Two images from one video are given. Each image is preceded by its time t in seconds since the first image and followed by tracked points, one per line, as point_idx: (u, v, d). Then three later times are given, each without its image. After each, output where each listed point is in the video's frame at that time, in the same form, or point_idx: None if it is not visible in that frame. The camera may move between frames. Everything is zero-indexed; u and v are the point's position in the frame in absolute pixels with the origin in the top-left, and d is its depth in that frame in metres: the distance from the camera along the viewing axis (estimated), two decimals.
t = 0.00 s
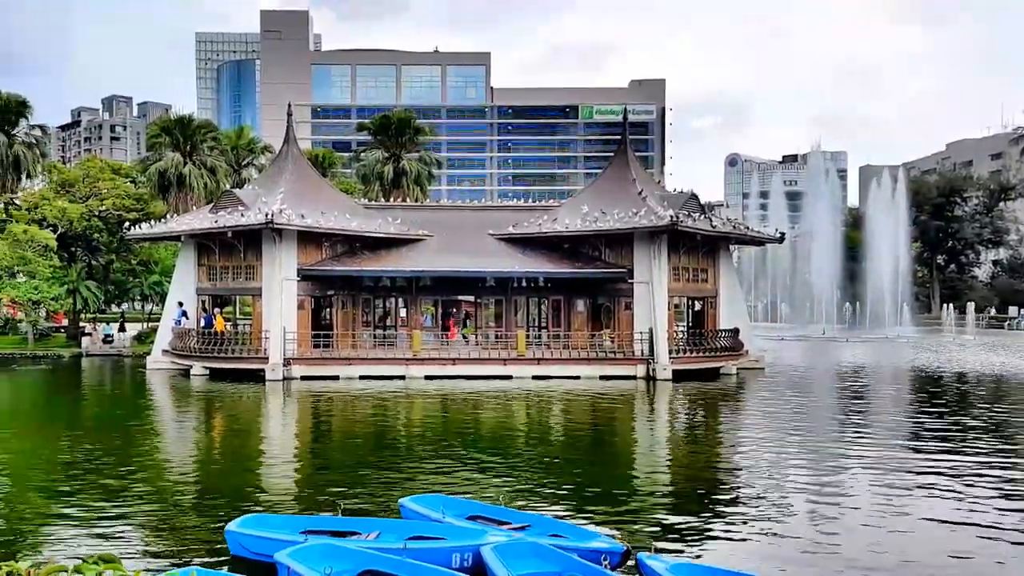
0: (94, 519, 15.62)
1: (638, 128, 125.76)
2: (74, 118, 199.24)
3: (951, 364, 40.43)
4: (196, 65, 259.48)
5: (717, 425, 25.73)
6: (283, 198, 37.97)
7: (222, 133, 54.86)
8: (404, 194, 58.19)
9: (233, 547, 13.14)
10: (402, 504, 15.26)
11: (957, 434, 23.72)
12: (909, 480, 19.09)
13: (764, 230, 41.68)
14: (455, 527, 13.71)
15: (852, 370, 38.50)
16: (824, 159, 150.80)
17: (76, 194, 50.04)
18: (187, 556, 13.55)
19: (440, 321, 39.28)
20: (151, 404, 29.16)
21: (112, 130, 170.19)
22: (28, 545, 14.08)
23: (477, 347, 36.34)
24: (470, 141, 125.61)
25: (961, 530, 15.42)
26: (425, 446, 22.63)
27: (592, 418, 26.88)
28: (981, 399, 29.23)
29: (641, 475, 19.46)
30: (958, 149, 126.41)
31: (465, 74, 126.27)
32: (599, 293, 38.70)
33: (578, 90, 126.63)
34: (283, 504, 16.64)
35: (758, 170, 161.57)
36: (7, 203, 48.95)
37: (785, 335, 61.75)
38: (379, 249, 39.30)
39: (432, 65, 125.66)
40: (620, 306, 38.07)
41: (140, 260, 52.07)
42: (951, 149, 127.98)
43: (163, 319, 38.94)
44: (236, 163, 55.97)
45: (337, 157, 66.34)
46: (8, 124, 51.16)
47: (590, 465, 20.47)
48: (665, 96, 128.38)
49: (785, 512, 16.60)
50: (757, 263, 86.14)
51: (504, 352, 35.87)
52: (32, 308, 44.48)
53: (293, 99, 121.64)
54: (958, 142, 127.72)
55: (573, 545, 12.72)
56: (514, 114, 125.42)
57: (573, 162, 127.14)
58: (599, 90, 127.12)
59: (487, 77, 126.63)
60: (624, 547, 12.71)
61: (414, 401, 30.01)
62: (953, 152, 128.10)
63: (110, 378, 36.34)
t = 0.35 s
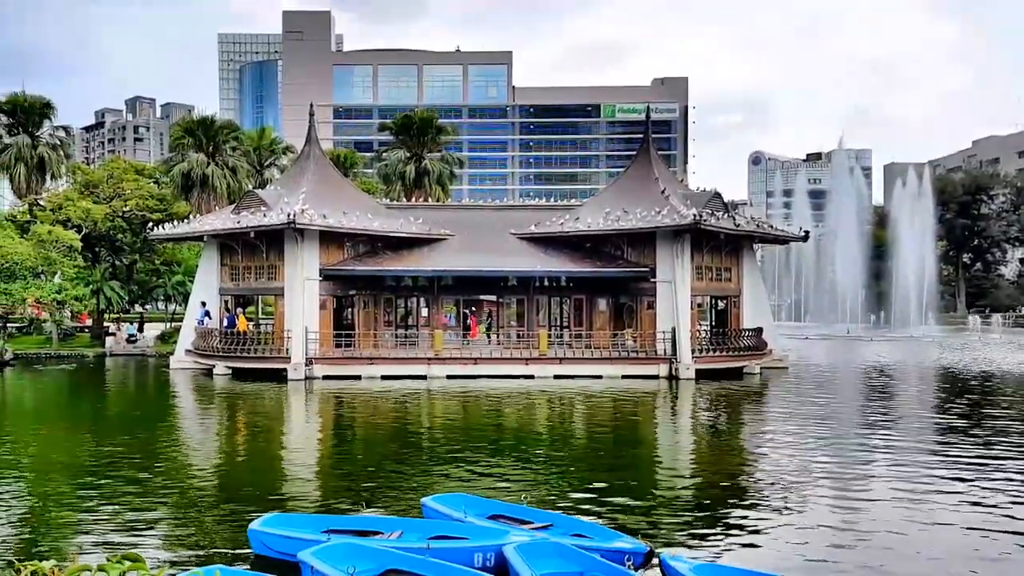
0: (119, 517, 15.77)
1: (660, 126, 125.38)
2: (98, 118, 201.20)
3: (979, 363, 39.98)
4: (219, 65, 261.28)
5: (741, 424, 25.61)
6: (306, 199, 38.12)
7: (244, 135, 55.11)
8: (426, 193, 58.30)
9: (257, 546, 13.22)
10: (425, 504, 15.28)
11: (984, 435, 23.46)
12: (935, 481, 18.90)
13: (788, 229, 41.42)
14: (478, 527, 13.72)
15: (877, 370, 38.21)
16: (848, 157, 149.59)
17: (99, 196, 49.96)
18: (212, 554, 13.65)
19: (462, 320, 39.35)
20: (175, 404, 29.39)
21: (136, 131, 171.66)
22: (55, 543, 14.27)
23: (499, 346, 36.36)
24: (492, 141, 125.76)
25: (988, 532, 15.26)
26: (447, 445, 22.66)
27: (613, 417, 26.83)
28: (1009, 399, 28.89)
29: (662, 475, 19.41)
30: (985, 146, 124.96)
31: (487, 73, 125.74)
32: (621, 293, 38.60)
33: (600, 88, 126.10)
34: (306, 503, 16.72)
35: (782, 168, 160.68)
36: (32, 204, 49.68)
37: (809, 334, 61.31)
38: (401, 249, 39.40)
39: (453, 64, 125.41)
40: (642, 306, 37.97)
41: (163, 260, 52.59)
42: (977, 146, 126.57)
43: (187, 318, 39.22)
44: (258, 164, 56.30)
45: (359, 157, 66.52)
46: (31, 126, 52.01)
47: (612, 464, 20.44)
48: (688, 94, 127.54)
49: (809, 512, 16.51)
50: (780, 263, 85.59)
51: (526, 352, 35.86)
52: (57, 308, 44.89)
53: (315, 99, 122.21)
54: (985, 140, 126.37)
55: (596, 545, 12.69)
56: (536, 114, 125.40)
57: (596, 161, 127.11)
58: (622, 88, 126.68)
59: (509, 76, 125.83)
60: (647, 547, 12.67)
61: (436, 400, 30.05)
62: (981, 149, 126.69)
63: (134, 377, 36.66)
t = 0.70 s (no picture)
0: (135, 516, 15.80)
1: (676, 124, 124.99)
2: (113, 120, 202.09)
3: (998, 362, 39.58)
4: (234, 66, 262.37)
5: (757, 424, 25.47)
6: (320, 198, 38.14)
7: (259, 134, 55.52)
8: (440, 193, 58.23)
9: (273, 545, 13.23)
10: (439, 503, 15.23)
11: (1002, 434, 23.21)
12: (952, 480, 18.72)
13: (805, 227, 41.17)
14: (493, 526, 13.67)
15: (895, 368, 37.85)
16: (864, 155, 148.60)
17: (116, 197, 49.97)
18: (229, 553, 13.65)
19: (476, 320, 39.31)
20: (192, 404, 29.47)
21: (151, 133, 172.27)
22: (72, 542, 14.29)
23: (514, 345, 36.28)
24: (506, 139, 125.61)
25: (1007, 532, 15.06)
26: (462, 445, 22.60)
27: (630, 416, 26.73)
28: None
29: (678, 475, 19.30)
30: (1003, 143, 123.92)
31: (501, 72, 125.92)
32: (637, 292, 38.43)
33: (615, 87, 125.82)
34: (321, 502, 16.70)
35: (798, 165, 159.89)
36: (49, 204, 49.94)
37: (827, 333, 60.85)
38: (415, 248, 39.41)
39: (467, 64, 125.63)
40: (657, 305, 37.81)
41: (179, 260, 52.81)
42: (995, 143, 125.51)
43: (203, 318, 39.31)
44: (273, 164, 56.42)
45: (373, 156, 66.52)
46: (48, 127, 52.51)
47: (626, 464, 20.37)
48: (703, 92, 127.04)
49: (825, 513, 16.37)
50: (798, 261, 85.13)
51: (541, 351, 35.78)
52: (73, 309, 45.09)
53: (330, 99, 122.45)
54: (1003, 137, 125.34)
55: (612, 545, 12.62)
56: (550, 113, 125.31)
57: (610, 160, 126.68)
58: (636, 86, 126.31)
59: (523, 75, 126.10)
60: (664, 547, 12.58)
61: (450, 400, 30.01)
62: (999, 146, 125.54)
63: (151, 377, 36.77)
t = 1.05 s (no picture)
0: (156, 515, 15.86)
1: (695, 122, 124.51)
2: (133, 122, 203.65)
3: None
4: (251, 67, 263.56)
5: (778, 423, 25.28)
6: (338, 198, 38.18)
7: (277, 135, 55.68)
8: (457, 192, 58.18)
9: (292, 543, 13.21)
10: (457, 502, 15.18)
11: None
12: (977, 480, 18.47)
13: (826, 226, 40.84)
14: (511, 526, 13.60)
15: (917, 367, 37.44)
16: (885, 152, 147.36)
17: (136, 198, 50.21)
18: (249, 551, 13.66)
19: (494, 319, 39.24)
20: (210, 403, 29.56)
21: (170, 134, 173.38)
22: (94, 540, 14.36)
23: (532, 345, 36.19)
24: (523, 138, 125.47)
25: None
26: (480, 445, 22.55)
27: (650, 416, 26.63)
28: None
29: (698, 474, 19.18)
30: None
31: (519, 71, 125.52)
32: (655, 291, 38.25)
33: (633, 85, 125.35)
34: (340, 501, 16.70)
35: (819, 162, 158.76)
36: (69, 206, 50.32)
37: (848, 332, 60.33)
38: (433, 247, 39.41)
39: (485, 63, 125.46)
40: (676, 304, 37.63)
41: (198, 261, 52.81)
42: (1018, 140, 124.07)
43: (222, 318, 39.40)
44: (291, 164, 56.52)
45: (391, 156, 66.53)
46: (68, 129, 52.76)
47: (646, 463, 20.26)
48: (722, 89, 126.38)
49: (847, 512, 16.19)
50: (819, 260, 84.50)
51: (559, 350, 35.67)
52: (94, 309, 45.29)
53: (347, 99, 122.83)
54: None
55: (632, 544, 12.52)
56: (567, 112, 125.18)
57: (628, 158, 126.31)
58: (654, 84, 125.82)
59: (540, 74, 125.78)
60: (684, 547, 12.46)
61: (468, 400, 29.94)
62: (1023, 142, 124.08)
63: (171, 377, 36.93)
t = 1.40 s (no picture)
0: (180, 512, 15.97)
1: (717, 122, 124.01)
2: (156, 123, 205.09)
3: None
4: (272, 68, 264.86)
5: (799, 424, 25.12)
6: (359, 198, 38.30)
7: (298, 135, 55.97)
8: (478, 192, 58.20)
9: (314, 541, 13.26)
10: (478, 501, 15.19)
11: None
12: (1002, 483, 18.28)
13: (849, 226, 40.53)
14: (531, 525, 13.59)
15: (942, 368, 37.07)
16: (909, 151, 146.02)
17: (160, 198, 50.54)
18: (271, 548, 13.73)
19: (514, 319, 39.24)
20: (232, 402, 29.71)
21: (193, 134, 174.44)
22: (120, 537, 14.49)
23: (553, 345, 36.18)
24: (544, 138, 125.40)
25: None
26: (500, 444, 22.54)
27: (671, 416, 26.54)
28: None
29: (719, 475, 19.10)
30: None
31: (539, 70, 125.29)
32: (676, 291, 38.11)
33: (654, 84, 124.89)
34: (361, 500, 16.74)
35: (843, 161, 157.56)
36: (94, 205, 50.74)
37: (872, 333, 59.80)
38: (454, 247, 39.47)
39: (505, 62, 125.36)
40: (698, 304, 37.50)
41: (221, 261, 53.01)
42: None
43: (244, 317, 39.62)
44: (312, 165, 56.74)
45: (411, 156, 66.71)
46: (92, 129, 53.34)
47: (667, 464, 20.18)
48: (745, 88, 125.66)
49: (870, 514, 16.07)
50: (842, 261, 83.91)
51: (579, 350, 35.63)
52: (119, 308, 45.67)
53: (368, 100, 123.21)
54: None
55: (653, 545, 12.48)
56: (588, 111, 125.01)
57: (651, 158, 125.81)
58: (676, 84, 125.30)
59: (561, 73, 125.47)
60: (705, 548, 12.41)
61: (488, 399, 29.93)
62: None
63: (194, 376, 37.16)
